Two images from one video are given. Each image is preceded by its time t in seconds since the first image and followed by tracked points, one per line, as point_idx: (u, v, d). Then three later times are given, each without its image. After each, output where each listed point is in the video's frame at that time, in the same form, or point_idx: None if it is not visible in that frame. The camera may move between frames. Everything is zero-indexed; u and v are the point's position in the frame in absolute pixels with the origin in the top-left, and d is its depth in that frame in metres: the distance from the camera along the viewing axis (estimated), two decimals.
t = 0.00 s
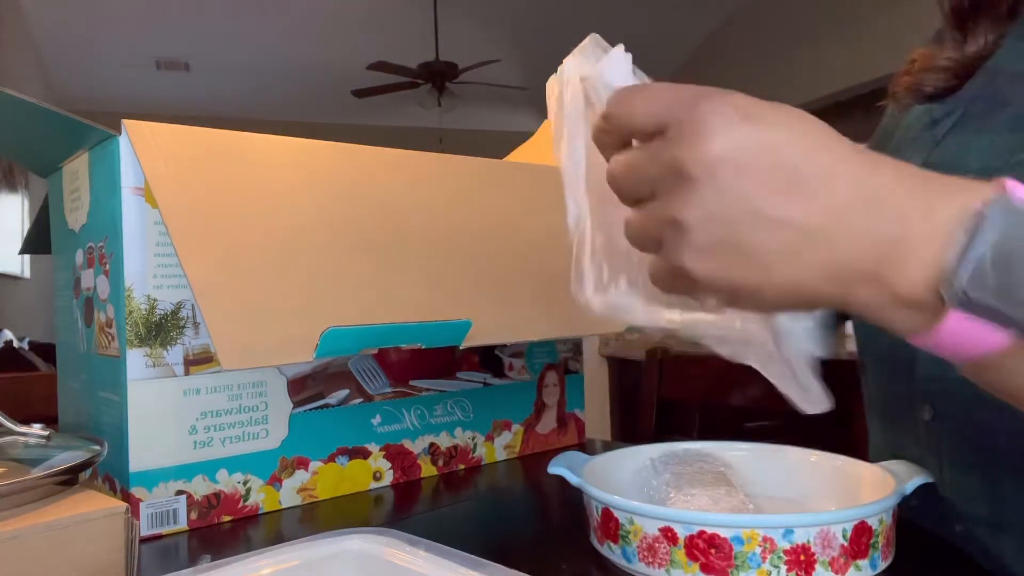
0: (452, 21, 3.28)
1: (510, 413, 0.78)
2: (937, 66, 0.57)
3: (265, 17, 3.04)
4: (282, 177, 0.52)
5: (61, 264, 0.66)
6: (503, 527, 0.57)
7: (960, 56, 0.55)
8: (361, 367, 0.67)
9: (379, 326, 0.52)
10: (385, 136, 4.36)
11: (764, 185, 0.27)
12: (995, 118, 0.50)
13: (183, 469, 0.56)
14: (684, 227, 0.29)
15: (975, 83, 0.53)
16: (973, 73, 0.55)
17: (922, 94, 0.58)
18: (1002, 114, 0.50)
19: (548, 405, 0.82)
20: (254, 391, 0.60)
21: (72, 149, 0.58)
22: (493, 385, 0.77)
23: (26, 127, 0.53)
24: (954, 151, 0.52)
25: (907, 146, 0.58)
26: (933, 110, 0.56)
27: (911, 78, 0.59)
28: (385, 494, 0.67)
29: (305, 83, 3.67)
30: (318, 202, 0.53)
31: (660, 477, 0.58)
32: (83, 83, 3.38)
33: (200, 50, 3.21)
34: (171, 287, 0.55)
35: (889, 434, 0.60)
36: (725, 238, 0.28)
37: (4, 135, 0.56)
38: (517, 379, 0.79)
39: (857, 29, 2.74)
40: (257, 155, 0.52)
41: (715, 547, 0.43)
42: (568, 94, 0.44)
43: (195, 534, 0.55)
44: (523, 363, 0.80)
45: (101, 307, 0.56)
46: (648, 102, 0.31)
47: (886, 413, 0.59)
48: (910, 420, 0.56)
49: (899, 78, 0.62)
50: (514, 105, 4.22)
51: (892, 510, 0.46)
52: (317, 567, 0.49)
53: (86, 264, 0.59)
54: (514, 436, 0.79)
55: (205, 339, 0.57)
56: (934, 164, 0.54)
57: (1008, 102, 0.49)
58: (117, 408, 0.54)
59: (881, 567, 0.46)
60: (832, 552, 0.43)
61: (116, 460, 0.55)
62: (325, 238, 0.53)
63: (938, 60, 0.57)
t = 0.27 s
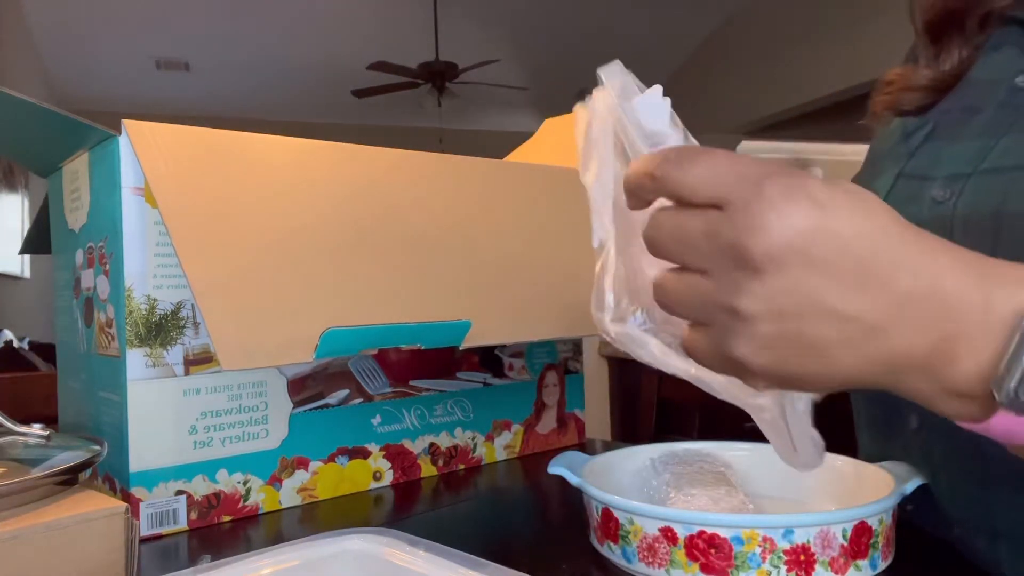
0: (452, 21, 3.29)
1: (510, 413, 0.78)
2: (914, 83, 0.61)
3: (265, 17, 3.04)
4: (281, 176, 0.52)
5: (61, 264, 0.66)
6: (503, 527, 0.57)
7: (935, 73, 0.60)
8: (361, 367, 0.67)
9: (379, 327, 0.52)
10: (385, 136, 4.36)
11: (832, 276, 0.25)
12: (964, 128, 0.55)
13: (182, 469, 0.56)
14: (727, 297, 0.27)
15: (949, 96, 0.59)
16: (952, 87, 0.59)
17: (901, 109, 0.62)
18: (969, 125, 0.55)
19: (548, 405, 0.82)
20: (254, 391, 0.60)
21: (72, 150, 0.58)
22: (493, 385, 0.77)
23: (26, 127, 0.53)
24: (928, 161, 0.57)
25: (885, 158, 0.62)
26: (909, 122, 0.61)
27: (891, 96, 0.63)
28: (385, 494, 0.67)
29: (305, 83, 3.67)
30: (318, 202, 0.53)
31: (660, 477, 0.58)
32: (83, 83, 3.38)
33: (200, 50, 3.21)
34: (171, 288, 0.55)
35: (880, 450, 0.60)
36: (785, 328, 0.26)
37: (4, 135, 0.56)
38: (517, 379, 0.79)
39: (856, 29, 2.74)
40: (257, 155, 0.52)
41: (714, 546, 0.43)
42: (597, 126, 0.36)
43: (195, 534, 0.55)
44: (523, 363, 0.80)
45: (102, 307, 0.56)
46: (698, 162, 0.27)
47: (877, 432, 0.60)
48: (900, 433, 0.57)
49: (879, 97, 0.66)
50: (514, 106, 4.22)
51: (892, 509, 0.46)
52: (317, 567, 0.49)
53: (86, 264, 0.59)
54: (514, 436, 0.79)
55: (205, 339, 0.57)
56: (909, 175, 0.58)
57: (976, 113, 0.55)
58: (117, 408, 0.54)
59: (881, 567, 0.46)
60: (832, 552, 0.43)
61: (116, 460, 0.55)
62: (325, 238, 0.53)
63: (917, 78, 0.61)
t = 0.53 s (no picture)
0: (452, 22, 3.29)
1: (510, 413, 0.78)
2: (908, 92, 0.64)
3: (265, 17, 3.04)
4: (282, 175, 0.53)
5: (61, 263, 0.66)
6: (503, 527, 0.57)
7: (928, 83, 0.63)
8: (360, 367, 0.67)
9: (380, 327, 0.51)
10: (385, 136, 4.36)
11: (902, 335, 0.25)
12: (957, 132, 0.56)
13: (182, 469, 0.56)
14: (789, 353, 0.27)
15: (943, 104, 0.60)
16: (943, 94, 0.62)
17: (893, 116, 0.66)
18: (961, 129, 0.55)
19: (548, 405, 0.82)
20: (254, 391, 0.60)
21: (72, 150, 0.58)
22: (493, 384, 0.77)
23: (26, 126, 0.53)
24: (923, 167, 0.57)
25: (880, 164, 0.63)
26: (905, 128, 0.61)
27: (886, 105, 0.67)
28: (385, 494, 0.67)
29: (305, 83, 3.67)
30: (319, 200, 0.54)
31: (660, 477, 0.58)
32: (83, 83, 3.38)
33: (200, 50, 3.21)
34: (171, 288, 0.55)
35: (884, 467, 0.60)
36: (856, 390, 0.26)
37: (4, 134, 0.56)
38: (517, 379, 0.79)
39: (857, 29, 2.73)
40: (255, 155, 0.53)
41: (715, 547, 0.43)
42: (619, 129, 0.36)
43: (195, 534, 0.55)
44: (523, 363, 0.80)
45: (101, 307, 0.56)
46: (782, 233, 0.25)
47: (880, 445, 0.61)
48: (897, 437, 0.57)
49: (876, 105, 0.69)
50: (515, 105, 4.22)
51: (892, 509, 0.46)
52: (317, 567, 0.49)
53: (86, 264, 0.59)
54: (514, 436, 0.79)
55: (204, 339, 0.57)
56: (903, 181, 0.59)
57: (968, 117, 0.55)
58: (117, 407, 0.54)
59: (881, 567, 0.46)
60: (832, 552, 0.43)
61: (116, 460, 0.55)
62: (325, 238, 0.53)
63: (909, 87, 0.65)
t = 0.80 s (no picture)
0: (452, 22, 3.29)
1: (510, 413, 0.78)
2: (913, 103, 0.65)
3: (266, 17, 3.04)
4: (282, 173, 0.54)
5: (61, 264, 0.66)
6: (504, 527, 0.57)
7: (931, 93, 0.64)
8: (361, 367, 0.67)
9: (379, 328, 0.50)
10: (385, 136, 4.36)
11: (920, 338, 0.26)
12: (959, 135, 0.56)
13: (182, 469, 0.56)
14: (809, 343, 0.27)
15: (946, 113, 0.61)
16: (948, 104, 0.63)
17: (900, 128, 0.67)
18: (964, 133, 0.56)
19: (548, 405, 0.82)
20: (254, 391, 0.60)
21: (72, 150, 0.58)
22: (493, 384, 0.77)
23: (26, 127, 0.53)
24: (927, 168, 0.57)
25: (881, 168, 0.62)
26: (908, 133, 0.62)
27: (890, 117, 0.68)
28: (385, 494, 0.67)
29: (305, 83, 3.67)
30: (320, 198, 0.54)
31: (660, 477, 0.58)
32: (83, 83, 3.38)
33: (200, 50, 3.21)
34: (171, 287, 0.55)
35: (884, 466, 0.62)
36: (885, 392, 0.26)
37: (4, 135, 0.56)
38: (517, 379, 0.79)
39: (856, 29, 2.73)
40: (256, 154, 0.53)
41: (715, 547, 0.43)
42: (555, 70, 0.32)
43: (195, 534, 0.55)
44: (523, 363, 0.80)
45: (101, 307, 0.56)
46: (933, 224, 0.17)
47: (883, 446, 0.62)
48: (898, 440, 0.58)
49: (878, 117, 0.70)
50: (514, 106, 4.22)
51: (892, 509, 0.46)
52: (318, 567, 0.49)
53: (86, 264, 0.59)
54: (514, 436, 0.79)
55: (204, 339, 0.57)
56: (907, 183, 0.58)
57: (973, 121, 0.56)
58: (117, 407, 0.54)
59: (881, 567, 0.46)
60: (832, 553, 0.43)
61: (116, 460, 0.55)
62: (326, 237, 0.53)
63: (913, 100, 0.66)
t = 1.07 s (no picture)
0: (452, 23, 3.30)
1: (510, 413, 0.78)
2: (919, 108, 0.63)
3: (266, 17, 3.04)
4: (285, 174, 0.53)
5: (61, 264, 0.66)
6: (504, 527, 0.57)
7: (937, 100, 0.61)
8: (360, 367, 0.67)
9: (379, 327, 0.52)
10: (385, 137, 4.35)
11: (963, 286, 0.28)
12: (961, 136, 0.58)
13: (182, 469, 0.56)
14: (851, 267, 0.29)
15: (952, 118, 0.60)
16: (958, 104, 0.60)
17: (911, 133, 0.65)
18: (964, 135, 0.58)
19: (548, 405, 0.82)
20: (254, 390, 0.60)
21: (72, 150, 0.58)
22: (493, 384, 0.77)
23: (26, 126, 0.53)
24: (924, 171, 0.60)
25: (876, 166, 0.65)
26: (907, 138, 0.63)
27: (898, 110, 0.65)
28: (385, 494, 0.67)
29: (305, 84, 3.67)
30: (322, 198, 0.54)
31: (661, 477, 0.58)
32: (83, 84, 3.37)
33: (201, 50, 3.21)
34: (171, 287, 0.55)
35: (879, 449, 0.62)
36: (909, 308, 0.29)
37: (4, 135, 0.56)
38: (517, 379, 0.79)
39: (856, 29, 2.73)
40: (261, 151, 0.52)
41: (714, 547, 0.43)
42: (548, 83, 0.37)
43: (195, 534, 0.55)
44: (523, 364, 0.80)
45: (101, 307, 0.56)
46: (858, 53, 0.24)
47: (877, 427, 0.62)
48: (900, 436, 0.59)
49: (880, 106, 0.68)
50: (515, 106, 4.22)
51: (893, 510, 0.46)
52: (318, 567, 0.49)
53: (86, 264, 0.59)
54: (514, 436, 0.79)
55: (205, 339, 0.57)
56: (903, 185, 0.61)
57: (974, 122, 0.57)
58: (117, 407, 0.54)
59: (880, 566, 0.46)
60: (832, 552, 0.43)
61: (116, 460, 0.55)
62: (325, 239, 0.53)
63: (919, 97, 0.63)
